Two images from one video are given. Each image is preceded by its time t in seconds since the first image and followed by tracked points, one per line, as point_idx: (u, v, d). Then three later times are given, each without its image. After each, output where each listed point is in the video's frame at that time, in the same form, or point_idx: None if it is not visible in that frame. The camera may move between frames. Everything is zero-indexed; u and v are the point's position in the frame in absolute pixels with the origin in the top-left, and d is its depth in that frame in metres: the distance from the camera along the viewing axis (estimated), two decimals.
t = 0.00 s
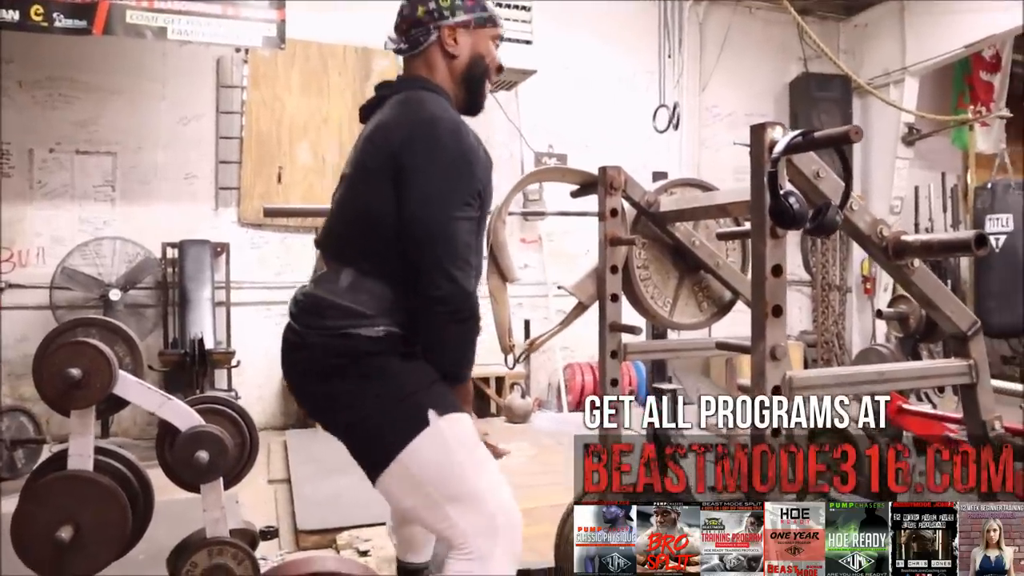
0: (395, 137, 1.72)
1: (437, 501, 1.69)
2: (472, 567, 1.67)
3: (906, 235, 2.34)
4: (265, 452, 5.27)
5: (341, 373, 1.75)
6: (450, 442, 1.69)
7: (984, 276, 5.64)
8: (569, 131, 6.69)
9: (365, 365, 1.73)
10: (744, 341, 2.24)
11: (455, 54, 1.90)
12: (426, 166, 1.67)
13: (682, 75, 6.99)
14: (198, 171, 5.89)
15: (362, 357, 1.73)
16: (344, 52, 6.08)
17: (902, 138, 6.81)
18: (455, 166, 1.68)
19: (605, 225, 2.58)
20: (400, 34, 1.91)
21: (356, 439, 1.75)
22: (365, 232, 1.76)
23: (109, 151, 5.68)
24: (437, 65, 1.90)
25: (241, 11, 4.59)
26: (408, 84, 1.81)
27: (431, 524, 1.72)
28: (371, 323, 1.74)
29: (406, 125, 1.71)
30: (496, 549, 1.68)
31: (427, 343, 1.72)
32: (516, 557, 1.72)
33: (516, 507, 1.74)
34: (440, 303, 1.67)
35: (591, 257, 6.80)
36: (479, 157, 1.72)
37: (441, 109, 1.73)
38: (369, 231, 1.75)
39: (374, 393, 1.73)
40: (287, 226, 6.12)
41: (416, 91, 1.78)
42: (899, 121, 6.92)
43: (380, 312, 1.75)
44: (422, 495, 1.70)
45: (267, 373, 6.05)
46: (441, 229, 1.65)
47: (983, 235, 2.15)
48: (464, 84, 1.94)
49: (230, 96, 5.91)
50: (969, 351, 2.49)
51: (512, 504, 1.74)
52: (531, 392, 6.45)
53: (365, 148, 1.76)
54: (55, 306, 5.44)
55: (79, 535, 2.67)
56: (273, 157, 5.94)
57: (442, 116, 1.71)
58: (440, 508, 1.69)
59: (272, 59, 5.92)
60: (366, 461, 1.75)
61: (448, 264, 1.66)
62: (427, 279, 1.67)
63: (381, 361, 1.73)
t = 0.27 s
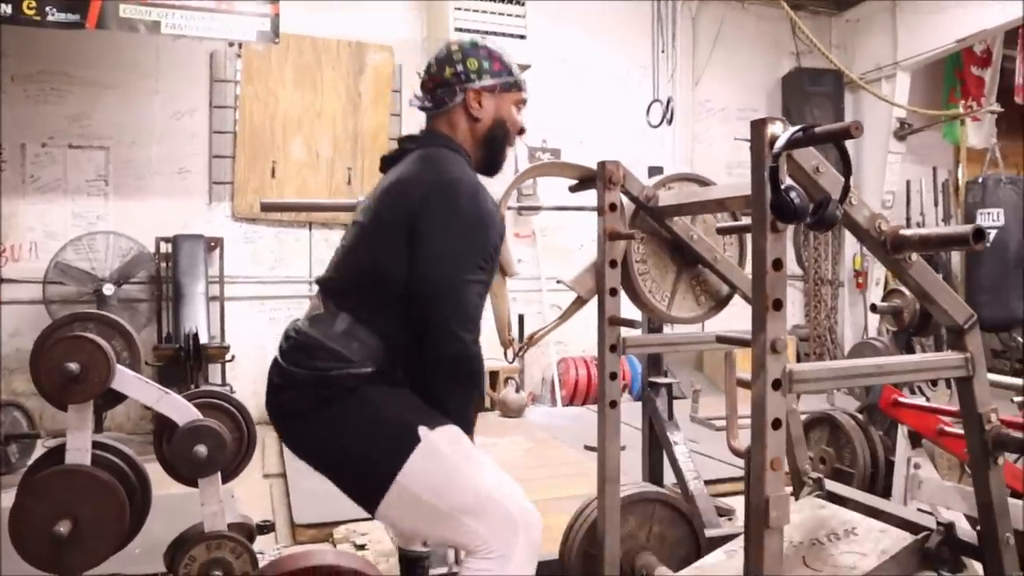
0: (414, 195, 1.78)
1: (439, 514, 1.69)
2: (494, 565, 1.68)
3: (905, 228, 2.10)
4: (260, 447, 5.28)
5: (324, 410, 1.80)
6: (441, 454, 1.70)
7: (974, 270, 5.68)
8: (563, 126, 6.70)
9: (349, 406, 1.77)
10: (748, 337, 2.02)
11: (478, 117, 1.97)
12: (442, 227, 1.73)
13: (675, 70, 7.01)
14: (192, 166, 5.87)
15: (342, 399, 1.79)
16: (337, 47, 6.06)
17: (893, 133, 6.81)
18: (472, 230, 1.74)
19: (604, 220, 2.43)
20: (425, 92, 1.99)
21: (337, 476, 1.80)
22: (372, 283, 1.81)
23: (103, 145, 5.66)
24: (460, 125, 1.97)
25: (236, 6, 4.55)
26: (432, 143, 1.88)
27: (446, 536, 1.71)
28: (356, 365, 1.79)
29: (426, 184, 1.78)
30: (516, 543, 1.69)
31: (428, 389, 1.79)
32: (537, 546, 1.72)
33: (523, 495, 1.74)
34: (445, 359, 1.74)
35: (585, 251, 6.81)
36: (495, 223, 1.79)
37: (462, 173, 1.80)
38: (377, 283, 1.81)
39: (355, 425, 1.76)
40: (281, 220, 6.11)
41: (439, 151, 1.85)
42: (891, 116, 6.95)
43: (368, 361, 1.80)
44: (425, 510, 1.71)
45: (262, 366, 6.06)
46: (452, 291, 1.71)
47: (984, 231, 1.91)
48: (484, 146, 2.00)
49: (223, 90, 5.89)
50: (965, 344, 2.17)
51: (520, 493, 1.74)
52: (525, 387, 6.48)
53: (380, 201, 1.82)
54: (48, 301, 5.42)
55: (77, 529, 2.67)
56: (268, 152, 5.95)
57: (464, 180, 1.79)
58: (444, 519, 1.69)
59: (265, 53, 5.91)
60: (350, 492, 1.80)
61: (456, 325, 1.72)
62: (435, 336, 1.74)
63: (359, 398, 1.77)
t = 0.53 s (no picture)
0: (434, 263, 1.87)
1: (445, 528, 1.80)
2: (509, 563, 1.80)
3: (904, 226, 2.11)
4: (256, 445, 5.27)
5: (317, 455, 1.88)
6: (441, 474, 1.80)
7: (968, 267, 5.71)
8: (558, 123, 6.70)
9: (344, 451, 1.86)
10: (748, 333, 2.03)
11: (500, 183, 2.06)
12: (458, 299, 1.83)
13: (670, 67, 7.02)
14: (187, 163, 5.86)
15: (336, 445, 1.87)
16: (333, 45, 6.06)
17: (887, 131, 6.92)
18: (489, 305, 1.83)
19: (604, 218, 2.44)
20: (452, 154, 2.08)
21: (332, 513, 1.90)
22: (384, 341, 1.90)
23: (97, 143, 5.64)
24: (483, 189, 2.06)
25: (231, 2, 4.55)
26: (456, 212, 1.96)
27: (457, 547, 1.83)
28: (352, 413, 1.89)
29: (446, 254, 1.86)
30: (528, 540, 1.81)
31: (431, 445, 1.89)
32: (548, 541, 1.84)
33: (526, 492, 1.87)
34: (453, 423, 1.84)
35: (580, 248, 6.82)
36: (511, 298, 1.88)
37: (482, 245, 1.89)
38: (388, 342, 1.90)
39: (347, 466, 1.85)
40: (277, 218, 6.11)
41: (460, 221, 1.93)
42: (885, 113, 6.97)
43: (365, 412, 1.89)
44: (432, 526, 1.81)
45: (258, 364, 6.05)
46: (467, 361, 1.81)
47: (982, 227, 1.95)
48: (504, 213, 2.09)
49: (218, 87, 5.88)
50: (963, 340, 2.19)
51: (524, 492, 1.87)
52: (521, 384, 6.49)
53: (398, 264, 1.91)
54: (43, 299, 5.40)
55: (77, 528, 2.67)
56: (263, 150, 5.93)
57: (483, 253, 1.87)
58: (451, 532, 1.80)
59: (260, 50, 5.90)
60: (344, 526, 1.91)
61: (468, 393, 1.82)
62: (447, 401, 1.84)
63: (352, 438, 1.86)
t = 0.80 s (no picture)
0: (444, 310, 1.87)
1: (445, 538, 1.82)
2: (512, 562, 1.82)
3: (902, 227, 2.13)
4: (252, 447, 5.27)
5: (313, 486, 1.88)
6: (435, 486, 1.83)
7: (961, 268, 5.75)
8: (553, 125, 6.72)
9: (341, 484, 1.86)
10: (747, 334, 2.04)
11: (513, 231, 2.08)
12: (468, 349, 1.84)
13: (665, 69, 7.04)
14: (181, 164, 5.85)
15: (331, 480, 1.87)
16: (328, 47, 6.06)
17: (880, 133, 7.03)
18: (498, 355, 1.86)
19: (602, 220, 2.45)
20: (470, 199, 2.11)
21: (328, 540, 1.91)
22: (388, 382, 1.91)
23: (91, 144, 5.62)
24: (497, 237, 2.08)
25: (227, 5, 4.55)
26: (470, 260, 1.98)
27: (459, 558, 1.84)
28: (349, 446, 1.89)
29: (456, 303, 1.87)
30: (530, 538, 1.83)
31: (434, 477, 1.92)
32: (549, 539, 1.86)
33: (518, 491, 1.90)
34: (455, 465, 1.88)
35: (575, 250, 6.84)
36: (517, 348, 1.91)
37: (493, 295, 1.90)
38: (393, 383, 1.90)
39: (343, 496, 1.86)
40: (272, 220, 6.11)
41: (471, 269, 1.94)
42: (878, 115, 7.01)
43: (363, 446, 1.90)
44: (432, 537, 1.83)
45: (253, 366, 6.05)
46: (474, 410, 1.84)
47: (979, 228, 1.98)
48: (515, 262, 2.12)
49: (213, 89, 5.87)
50: (959, 340, 2.21)
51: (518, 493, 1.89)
52: (516, 385, 6.50)
53: (407, 306, 1.90)
54: (37, 301, 5.39)
55: (75, 530, 2.66)
56: (258, 151, 5.92)
57: (493, 302, 1.88)
58: (450, 538, 1.82)
59: (255, 52, 5.90)
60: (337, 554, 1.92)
61: (473, 439, 1.86)
62: (454, 444, 1.88)
63: (348, 473, 1.86)
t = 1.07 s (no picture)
0: (441, 323, 1.88)
1: (442, 542, 1.82)
2: (511, 562, 1.83)
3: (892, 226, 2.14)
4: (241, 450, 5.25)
5: (308, 497, 1.89)
6: (430, 490, 1.83)
7: (947, 267, 5.79)
8: (543, 126, 6.73)
9: (337, 494, 1.86)
10: (740, 333, 2.05)
11: (509, 245, 2.10)
12: (466, 362, 1.86)
13: (654, 71, 7.07)
14: (170, 166, 5.83)
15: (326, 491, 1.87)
16: (317, 48, 6.06)
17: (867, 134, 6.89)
18: (495, 368, 1.87)
19: (595, 221, 2.46)
20: (465, 212, 2.12)
21: (326, 550, 1.91)
22: (385, 394, 1.91)
23: (78, 146, 5.59)
24: (493, 251, 2.09)
25: (216, 6, 4.55)
26: (467, 273, 1.99)
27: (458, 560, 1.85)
28: (345, 457, 1.90)
29: (454, 317, 1.88)
30: (527, 536, 1.84)
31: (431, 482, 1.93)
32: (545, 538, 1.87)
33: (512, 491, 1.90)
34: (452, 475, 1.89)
35: (564, 251, 6.85)
36: (513, 360, 1.92)
37: (491, 309, 1.92)
38: (390, 395, 1.91)
39: (339, 507, 1.86)
40: (261, 222, 6.08)
41: (467, 282, 1.96)
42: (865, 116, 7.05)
43: (359, 458, 1.91)
44: (430, 542, 1.83)
45: (242, 369, 6.03)
46: (472, 422, 1.86)
47: (969, 228, 1.99)
48: (510, 275, 2.14)
49: (202, 91, 5.85)
50: (949, 338, 2.23)
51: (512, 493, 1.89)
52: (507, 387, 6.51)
53: (405, 319, 1.91)
54: (24, 304, 5.35)
55: (66, 535, 2.65)
56: (246, 153, 5.91)
57: (491, 316, 1.90)
58: (449, 542, 1.82)
59: (244, 54, 5.89)
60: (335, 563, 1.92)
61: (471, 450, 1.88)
62: (454, 455, 1.89)
63: (344, 483, 1.86)
